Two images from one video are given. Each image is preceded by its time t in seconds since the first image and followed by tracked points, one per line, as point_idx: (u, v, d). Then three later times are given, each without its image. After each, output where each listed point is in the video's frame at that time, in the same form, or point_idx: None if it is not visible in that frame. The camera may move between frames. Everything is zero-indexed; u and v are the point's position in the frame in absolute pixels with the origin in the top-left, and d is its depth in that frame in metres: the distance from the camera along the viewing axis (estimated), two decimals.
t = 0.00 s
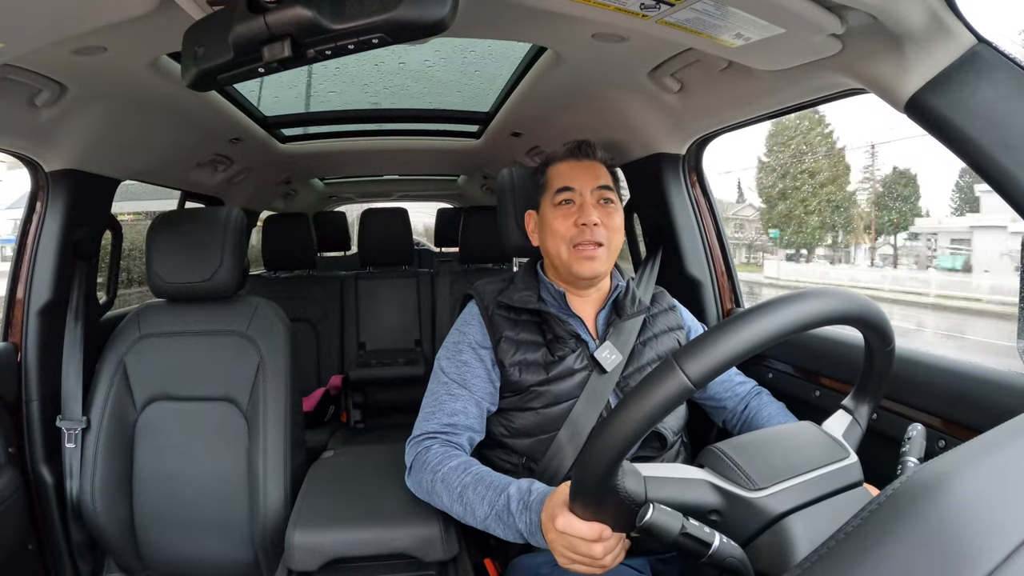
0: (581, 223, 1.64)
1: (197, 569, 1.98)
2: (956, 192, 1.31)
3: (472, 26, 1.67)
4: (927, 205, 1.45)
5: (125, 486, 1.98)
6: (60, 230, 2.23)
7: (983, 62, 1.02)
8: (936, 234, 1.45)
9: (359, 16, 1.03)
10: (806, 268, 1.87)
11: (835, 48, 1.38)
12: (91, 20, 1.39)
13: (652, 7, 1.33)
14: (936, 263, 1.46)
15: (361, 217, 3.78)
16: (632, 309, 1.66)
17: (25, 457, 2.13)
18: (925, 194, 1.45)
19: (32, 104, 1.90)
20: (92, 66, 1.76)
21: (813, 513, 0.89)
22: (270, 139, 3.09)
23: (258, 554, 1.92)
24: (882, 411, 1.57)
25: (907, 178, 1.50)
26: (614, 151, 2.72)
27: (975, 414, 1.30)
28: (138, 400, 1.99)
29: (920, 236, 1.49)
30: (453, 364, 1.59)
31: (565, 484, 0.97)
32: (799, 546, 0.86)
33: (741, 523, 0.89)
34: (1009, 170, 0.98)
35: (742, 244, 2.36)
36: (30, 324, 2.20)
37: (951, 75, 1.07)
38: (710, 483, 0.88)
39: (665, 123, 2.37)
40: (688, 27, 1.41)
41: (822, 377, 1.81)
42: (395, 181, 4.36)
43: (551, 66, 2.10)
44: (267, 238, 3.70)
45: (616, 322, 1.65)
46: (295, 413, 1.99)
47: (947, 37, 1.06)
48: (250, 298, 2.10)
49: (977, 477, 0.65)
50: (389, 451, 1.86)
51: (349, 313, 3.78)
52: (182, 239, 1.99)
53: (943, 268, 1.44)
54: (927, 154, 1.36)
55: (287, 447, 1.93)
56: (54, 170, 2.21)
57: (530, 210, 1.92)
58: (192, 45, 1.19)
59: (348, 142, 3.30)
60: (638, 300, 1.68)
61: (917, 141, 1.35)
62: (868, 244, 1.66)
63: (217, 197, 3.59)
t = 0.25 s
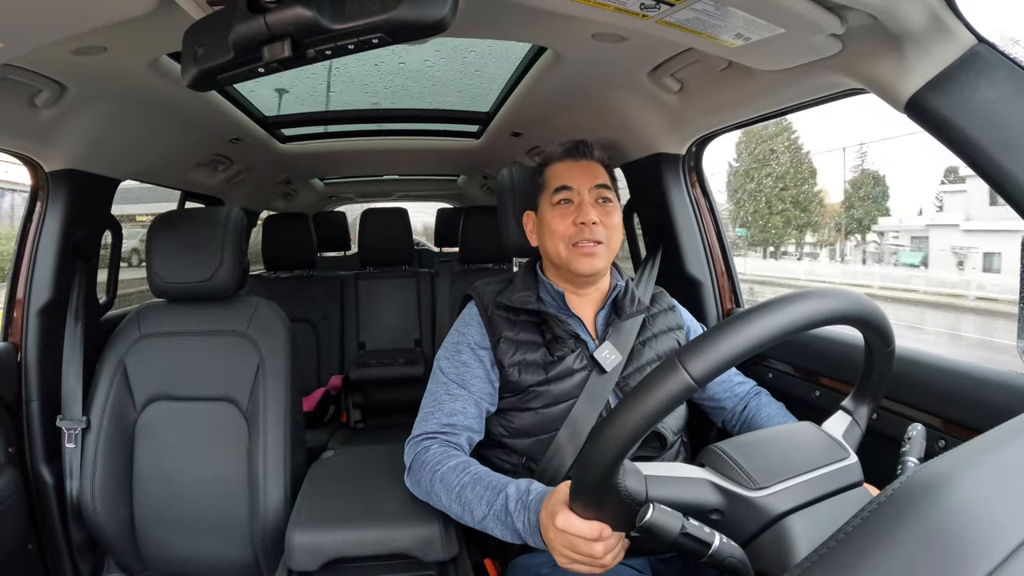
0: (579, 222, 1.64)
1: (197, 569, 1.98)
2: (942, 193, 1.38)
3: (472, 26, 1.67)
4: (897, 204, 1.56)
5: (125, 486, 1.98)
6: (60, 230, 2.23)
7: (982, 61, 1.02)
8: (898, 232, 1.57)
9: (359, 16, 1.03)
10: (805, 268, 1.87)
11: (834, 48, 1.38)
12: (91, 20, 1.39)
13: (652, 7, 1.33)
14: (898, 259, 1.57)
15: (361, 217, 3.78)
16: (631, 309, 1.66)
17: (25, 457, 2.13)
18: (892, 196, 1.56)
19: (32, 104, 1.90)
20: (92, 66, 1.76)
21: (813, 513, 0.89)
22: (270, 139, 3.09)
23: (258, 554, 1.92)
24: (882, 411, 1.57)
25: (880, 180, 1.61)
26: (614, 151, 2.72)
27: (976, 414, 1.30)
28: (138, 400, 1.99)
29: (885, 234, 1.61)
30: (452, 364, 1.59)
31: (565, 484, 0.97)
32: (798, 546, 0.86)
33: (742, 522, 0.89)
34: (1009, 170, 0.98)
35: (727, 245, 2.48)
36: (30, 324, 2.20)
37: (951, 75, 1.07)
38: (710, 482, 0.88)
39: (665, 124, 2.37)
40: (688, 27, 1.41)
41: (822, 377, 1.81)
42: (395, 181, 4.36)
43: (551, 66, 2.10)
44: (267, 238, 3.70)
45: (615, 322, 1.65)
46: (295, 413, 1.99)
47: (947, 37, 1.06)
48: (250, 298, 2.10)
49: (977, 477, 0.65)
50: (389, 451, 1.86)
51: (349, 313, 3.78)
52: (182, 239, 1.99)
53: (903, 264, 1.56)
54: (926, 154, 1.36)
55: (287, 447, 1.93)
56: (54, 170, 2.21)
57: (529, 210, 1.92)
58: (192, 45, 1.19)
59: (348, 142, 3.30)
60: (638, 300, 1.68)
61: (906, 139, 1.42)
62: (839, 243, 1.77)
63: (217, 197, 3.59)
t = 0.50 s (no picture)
0: (582, 222, 1.63)
1: (197, 569, 1.97)
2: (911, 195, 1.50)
3: (472, 26, 1.67)
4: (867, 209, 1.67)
5: (125, 486, 1.98)
6: (60, 230, 2.23)
7: (982, 61, 1.02)
8: (861, 233, 1.69)
9: (359, 16, 1.03)
10: (805, 268, 1.87)
11: (834, 48, 1.38)
12: (90, 20, 1.39)
13: (652, 7, 1.33)
14: (863, 257, 1.70)
15: (361, 217, 3.78)
16: (632, 310, 1.66)
17: (25, 457, 2.13)
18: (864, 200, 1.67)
19: (32, 104, 1.90)
20: (91, 66, 1.76)
21: (813, 513, 0.89)
22: (270, 139, 3.09)
23: (258, 554, 1.92)
24: (882, 411, 1.57)
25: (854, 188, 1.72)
26: (614, 151, 2.72)
27: (976, 415, 1.30)
28: (138, 400, 1.99)
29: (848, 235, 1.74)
30: (453, 364, 1.59)
31: (565, 483, 0.96)
32: (798, 545, 0.86)
33: (742, 522, 0.89)
34: (1009, 170, 0.98)
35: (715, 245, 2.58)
36: (30, 324, 2.20)
37: (951, 75, 1.07)
38: (710, 481, 0.89)
39: (665, 124, 2.37)
40: (688, 27, 1.41)
41: (822, 377, 1.81)
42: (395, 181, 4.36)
43: (551, 66, 2.10)
44: (267, 238, 3.70)
45: (616, 322, 1.65)
46: (295, 413, 1.99)
47: (947, 37, 1.06)
48: (250, 298, 2.10)
49: (977, 477, 0.65)
50: (389, 452, 1.86)
51: (349, 313, 3.77)
52: (182, 238, 1.99)
53: (867, 263, 1.68)
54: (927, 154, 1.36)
55: (287, 447, 1.93)
56: (54, 170, 2.21)
57: (530, 210, 1.92)
58: (192, 45, 1.19)
59: (348, 142, 3.30)
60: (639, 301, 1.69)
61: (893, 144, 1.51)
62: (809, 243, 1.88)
63: (217, 197, 3.59)
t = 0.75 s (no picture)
0: (587, 222, 1.63)
1: (197, 569, 1.97)
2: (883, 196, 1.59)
3: (472, 26, 1.67)
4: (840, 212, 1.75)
5: (125, 486, 1.98)
6: (60, 230, 2.23)
7: (982, 61, 1.02)
8: (832, 234, 1.78)
9: (359, 16, 1.03)
10: (805, 268, 1.87)
11: (834, 48, 1.38)
12: (90, 20, 1.39)
13: (652, 7, 1.33)
14: (830, 257, 1.79)
15: (361, 217, 3.78)
16: (631, 308, 1.66)
17: (25, 457, 2.13)
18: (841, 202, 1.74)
19: (32, 104, 1.90)
20: (91, 66, 1.76)
21: (812, 513, 0.89)
22: (270, 139, 3.09)
23: (258, 554, 1.92)
24: (882, 411, 1.57)
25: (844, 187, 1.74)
26: (614, 151, 2.72)
27: (976, 415, 1.30)
28: (137, 400, 1.99)
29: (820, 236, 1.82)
30: (452, 364, 1.59)
31: (565, 483, 0.96)
32: (798, 544, 0.86)
33: (742, 522, 0.89)
34: (1009, 170, 0.98)
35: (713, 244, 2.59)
36: (30, 324, 2.20)
37: (951, 75, 1.07)
38: (711, 481, 0.88)
39: (665, 124, 2.37)
40: (688, 27, 1.41)
41: (822, 377, 1.81)
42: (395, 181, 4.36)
43: (551, 66, 2.10)
44: (267, 238, 3.70)
45: (616, 321, 1.65)
46: (295, 413, 1.99)
47: (947, 37, 1.06)
48: (250, 298, 2.10)
49: (977, 476, 0.65)
50: (389, 451, 1.86)
51: (350, 313, 3.77)
52: (182, 238, 1.99)
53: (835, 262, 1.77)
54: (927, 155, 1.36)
55: (287, 447, 1.93)
56: (54, 170, 2.21)
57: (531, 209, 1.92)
58: (192, 45, 1.19)
59: (348, 141, 3.30)
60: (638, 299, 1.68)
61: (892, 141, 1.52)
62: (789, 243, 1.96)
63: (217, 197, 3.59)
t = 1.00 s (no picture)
0: (579, 223, 1.63)
1: (197, 569, 1.97)
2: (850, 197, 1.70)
3: (472, 26, 1.67)
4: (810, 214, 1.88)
5: (125, 486, 1.98)
6: (60, 230, 2.23)
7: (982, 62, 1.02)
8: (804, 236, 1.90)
9: (359, 16, 1.03)
10: (805, 268, 1.87)
11: (834, 48, 1.38)
12: (90, 20, 1.39)
13: (652, 7, 1.33)
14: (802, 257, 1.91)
15: (361, 217, 3.78)
16: (632, 307, 1.66)
17: (25, 457, 2.13)
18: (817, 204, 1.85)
19: (31, 104, 1.90)
20: (91, 66, 1.76)
21: (812, 513, 0.88)
22: (270, 139, 3.09)
23: (258, 554, 1.92)
24: (882, 411, 1.57)
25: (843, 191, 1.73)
26: (614, 151, 2.72)
27: (976, 415, 1.30)
28: (137, 400, 1.99)
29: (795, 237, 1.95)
30: (452, 364, 1.59)
31: (565, 483, 0.96)
32: (798, 544, 0.86)
33: (743, 522, 0.89)
34: (1009, 170, 0.97)
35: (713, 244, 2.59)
36: (30, 324, 2.19)
37: (951, 75, 1.07)
38: (712, 481, 0.89)
39: (665, 124, 2.37)
40: (688, 27, 1.41)
41: (823, 377, 1.81)
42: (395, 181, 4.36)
43: (551, 66, 2.10)
44: (267, 238, 3.70)
45: (616, 321, 1.65)
46: (295, 413, 1.99)
47: (946, 37, 1.06)
48: (250, 298, 2.10)
49: (977, 476, 0.65)
50: (389, 451, 1.86)
51: (350, 313, 3.77)
52: (182, 238, 1.99)
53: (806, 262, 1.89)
54: (928, 156, 1.36)
55: (287, 447, 1.93)
56: (54, 170, 2.21)
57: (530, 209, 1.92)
58: (192, 45, 1.19)
59: (348, 141, 3.30)
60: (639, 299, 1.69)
61: (875, 144, 1.55)
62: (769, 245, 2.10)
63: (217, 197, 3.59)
